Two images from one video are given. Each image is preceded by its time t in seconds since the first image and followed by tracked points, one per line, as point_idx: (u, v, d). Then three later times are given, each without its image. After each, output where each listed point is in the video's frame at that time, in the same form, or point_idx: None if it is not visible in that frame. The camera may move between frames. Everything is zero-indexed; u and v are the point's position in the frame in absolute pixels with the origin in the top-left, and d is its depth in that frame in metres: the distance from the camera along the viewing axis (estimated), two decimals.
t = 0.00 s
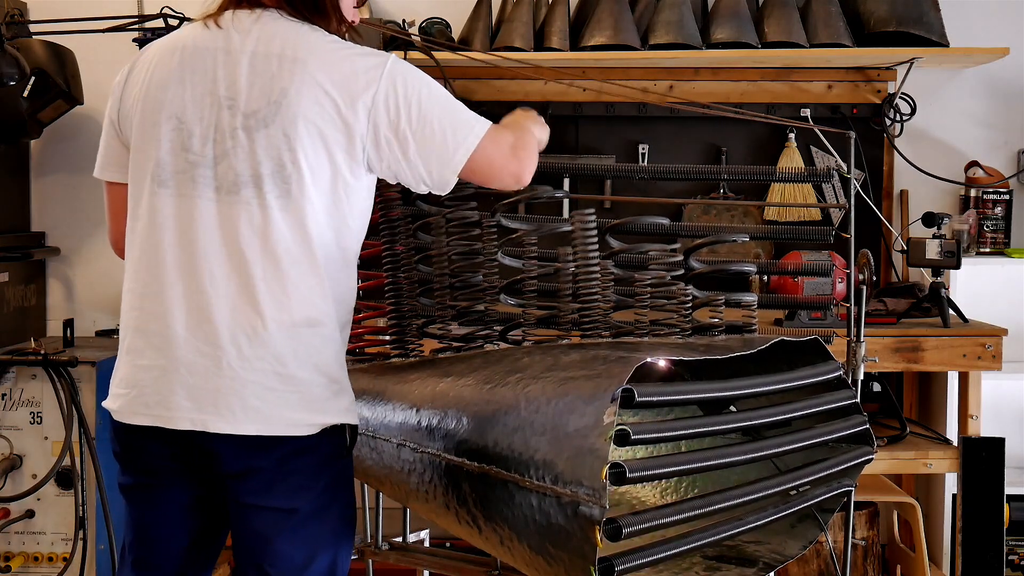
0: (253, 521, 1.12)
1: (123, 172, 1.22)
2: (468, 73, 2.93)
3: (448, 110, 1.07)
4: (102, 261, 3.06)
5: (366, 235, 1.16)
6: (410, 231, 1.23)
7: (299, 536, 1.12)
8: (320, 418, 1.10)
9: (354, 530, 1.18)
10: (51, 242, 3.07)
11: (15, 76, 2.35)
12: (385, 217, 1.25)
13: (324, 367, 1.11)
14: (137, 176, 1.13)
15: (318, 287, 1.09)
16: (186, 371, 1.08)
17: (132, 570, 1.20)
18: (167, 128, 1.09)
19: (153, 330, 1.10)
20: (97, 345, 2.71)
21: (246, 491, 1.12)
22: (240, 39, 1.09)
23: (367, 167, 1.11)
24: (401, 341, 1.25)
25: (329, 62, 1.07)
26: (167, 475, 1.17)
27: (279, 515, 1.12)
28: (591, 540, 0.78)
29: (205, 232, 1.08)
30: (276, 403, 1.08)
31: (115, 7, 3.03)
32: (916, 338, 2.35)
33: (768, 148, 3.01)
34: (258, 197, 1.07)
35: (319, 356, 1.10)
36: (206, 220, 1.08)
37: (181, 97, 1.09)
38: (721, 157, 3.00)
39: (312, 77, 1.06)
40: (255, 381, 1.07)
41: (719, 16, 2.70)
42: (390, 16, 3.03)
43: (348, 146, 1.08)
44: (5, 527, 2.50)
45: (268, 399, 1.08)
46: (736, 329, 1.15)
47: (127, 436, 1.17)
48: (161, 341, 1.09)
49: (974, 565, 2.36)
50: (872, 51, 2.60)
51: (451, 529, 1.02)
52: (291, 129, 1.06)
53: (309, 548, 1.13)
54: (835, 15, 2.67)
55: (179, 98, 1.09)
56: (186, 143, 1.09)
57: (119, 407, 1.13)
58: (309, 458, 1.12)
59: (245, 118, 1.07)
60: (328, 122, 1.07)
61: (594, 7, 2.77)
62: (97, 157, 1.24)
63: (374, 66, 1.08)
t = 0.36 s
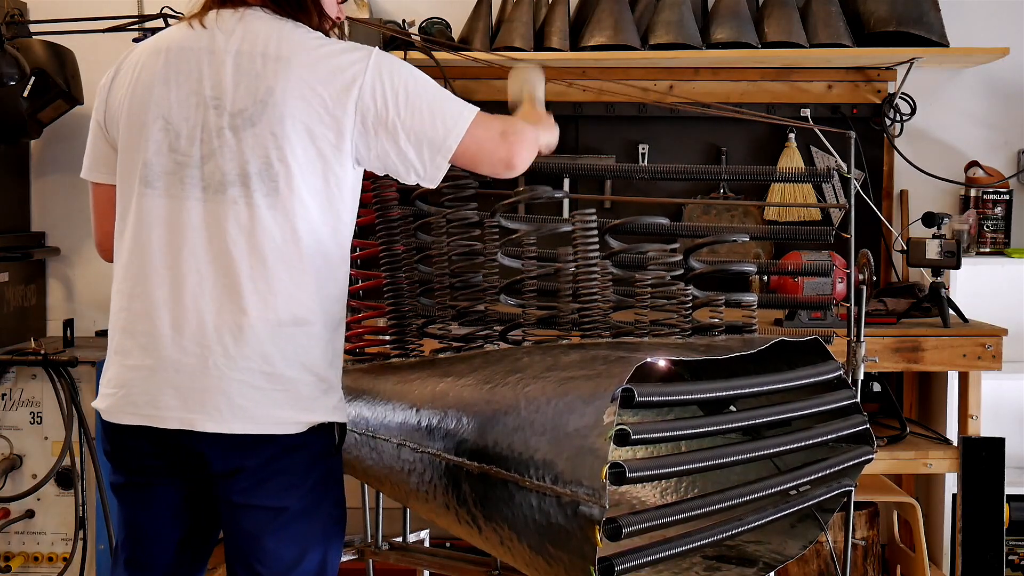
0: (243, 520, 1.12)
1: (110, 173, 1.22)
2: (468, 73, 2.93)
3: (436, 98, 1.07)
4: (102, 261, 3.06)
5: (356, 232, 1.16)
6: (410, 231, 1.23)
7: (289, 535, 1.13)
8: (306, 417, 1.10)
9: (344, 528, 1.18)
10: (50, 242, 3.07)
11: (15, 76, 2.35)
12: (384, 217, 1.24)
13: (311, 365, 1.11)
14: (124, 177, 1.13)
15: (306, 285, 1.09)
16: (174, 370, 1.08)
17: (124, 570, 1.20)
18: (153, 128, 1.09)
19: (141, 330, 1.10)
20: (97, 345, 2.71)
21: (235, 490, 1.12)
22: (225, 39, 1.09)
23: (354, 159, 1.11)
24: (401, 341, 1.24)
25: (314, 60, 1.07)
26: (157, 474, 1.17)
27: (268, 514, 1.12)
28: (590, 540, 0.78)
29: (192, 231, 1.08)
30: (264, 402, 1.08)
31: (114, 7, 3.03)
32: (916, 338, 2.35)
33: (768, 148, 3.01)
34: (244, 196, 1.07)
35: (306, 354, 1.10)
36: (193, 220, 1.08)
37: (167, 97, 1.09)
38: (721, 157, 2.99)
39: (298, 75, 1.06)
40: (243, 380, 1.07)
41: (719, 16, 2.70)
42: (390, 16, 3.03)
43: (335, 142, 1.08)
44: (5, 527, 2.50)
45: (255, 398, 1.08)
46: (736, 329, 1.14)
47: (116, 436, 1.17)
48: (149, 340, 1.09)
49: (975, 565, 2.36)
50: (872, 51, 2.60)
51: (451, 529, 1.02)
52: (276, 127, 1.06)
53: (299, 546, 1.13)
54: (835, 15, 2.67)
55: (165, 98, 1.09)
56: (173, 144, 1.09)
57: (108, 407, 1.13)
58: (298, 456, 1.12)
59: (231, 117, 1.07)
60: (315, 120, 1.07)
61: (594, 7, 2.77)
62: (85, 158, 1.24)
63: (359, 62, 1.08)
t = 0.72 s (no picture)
0: (249, 520, 1.12)
1: (119, 171, 1.22)
2: (468, 73, 2.93)
3: (442, 106, 1.06)
4: (102, 261, 3.06)
5: (364, 233, 1.16)
6: (410, 231, 1.23)
7: (295, 535, 1.13)
8: (314, 417, 1.10)
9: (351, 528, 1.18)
10: (50, 242, 3.07)
11: (15, 76, 2.35)
12: (386, 217, 1.24)
13: (319, 366, 1.11)
14: (134, 175, 1.13)
15: (314, 286, 1.09)
16: (182, 370, 1.08)
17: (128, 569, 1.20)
18: (164, 127, 1.09)
19: (149, 329, 1.10)
20: (97, 345, 2.71)
21: (241, 490, 1.12)
22: (237, 39, 1.09)
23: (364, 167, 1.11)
24: (401, 341, 1.24)
25: (325, 61, 1.07)
26: (162, 473, 1.17)
27: (275, 514, 1.12)
28: (591, 540, 0.78)
29: (202, 230, 1.08)
30: (272, 402, 1.08)
31: (114, 7, 3.03)
32: (916, 338, 2.35)
33: (768, 148, 3.01)
34: (254, 196, 1.07)
35: (315, 354, 1.10)
36: (202, 219, 1.08)
37: (178, 96, 1.09)
38: (721, 157, 2.99)
39: (309, 76, 1.06)
40: (251, 380, 1.07)
41: (719, 16, 2.70)
42: (390, 17, 3.03)
43: (344, 144, 1.08)
44: (5, 527, 2.50)
45: (263, 399, 1.08)
46: (736, 329, 1.15)
47: (122, 435, 1.17)
48: (158, 339, 1.09)
49: (974, 565, 2.36)
50: (872, 51, 2.60)
51: (452, 529, 1.02)
52: (287, 128, 1.06)
53: (304, 546, 1.13)
54: (835, 15, 2.67)
55: (176, 97, 1.09)
56: (183, 142, 1.09)
57: (116, 405, 1.13)
58: (305, 457, 1.12)
59: (243, 117, 1.07)
60: (325, 122, 1.07)
61: (594, 7, 2.77)
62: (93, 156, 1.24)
63: (371, 66, 1.08)
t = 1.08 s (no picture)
0: (255, 521, 1.12)
1: (128, 170, 1.22)
2: (468, 73, 2.93)
3: (454, 112, 1.07)
4: (102, 261, 3.06)
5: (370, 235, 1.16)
6: (410, 231, 1.23)
7: (302, 536, 1.13)
8: (320, 419, 1.10)
9: (356, 529, 1.18)
10: (51, 242, 3.07)
11: (15, 76, 2.35)
12: (386, 217, 1.25)
13: (326, 368, 1.10)
14: (143, 174, 1.13)
15: (320, 288, 1.09)
16: (189, 370, 1.08)
17: (134, 570, 1.20)
18: (174, 127, 1.09)
19: (156, 329, 1.10)
20: (97, 345, 2.71)
21: (248, 491, 1.12)
22: (248, 40, 1.09)
23: (373, 173, 1.11)
24: (401, 341, 1.23)
25: (335, 64, 1.07)
26: (168, 473, 1.17)
27: (281, 515, 1.12)
28: (591, 540, 0.78)
29: (209, 231, 1.08)
30: (278, 404, 1.08)
31: (115, 7, 3.03)
32: (916, 338, 2.35)
33: (769, 148, 3.01)
34: (261, 198, 1.07)
35: (322, 357, 1.10)
36: (210, 220, 1.08)
37: (188, 97, 1.09)
38: (721, 157, 2.99)
39: (318, 79, 1.06)
40: (257, 381, 1.07)
41: (719, 16, 2.70)
42: (390, 17, 3.03)
43: (352, 147, 1.08)
44: (5, 527, 2.50)
45: (270, 400, 1.08)
46: (736, 329, 1.15)
47: (129, 434, 1.17)
48: (165, 339, 1.09)
49: (974, 565, 2.36)
50: (872, 51, 2.60)
51: (451, 530, 1.02)
52: (295, 130, 1.06)
53: (310, 547, 1.13)
54: (835, 15, 2.67)
55: (187, 97, 1.09)
56: (192, 143, 1.09)
57: (123, 404, 1.13)
58: (311, 458, 1.12)
59: (251, 119, 1.07)
60: (333, 126, 1.07)
61: (594, 7, 2.77)
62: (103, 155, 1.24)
63: (381, 69, 1.07)
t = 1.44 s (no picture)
0: (253, 520, 1.12)
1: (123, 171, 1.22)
2: (468, 73, 2.93)
3: (446, 108, 1.07)
4: (102, 261, 3.06)
5: (366, 234, 1.16)
6: (410, 231, 1.23)
7: (299, 535, 1.13)
8: (317, 418, 1.09)
9: (353, 528, 1.18)
10: (51, 242, 3.07)
11: (15, 76, 2.35)
12: (384, 217, 1.25)
13: (323, 367, 1.11)
14: (137, 176, 1.13)
15: (316, 287, 1.09)
16: (185, 370, 1.08)
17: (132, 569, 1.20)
18: (167, 128, 1.09)
19: (152, 329, 1.10)
20: (96, 345, 2.71)
21: (245, 490, 1.12)
22: (240, 40, 1.09)
23: (367, 169, 1.11)
24: (401, 341, 1.24)
25: (327, 63, 1.07)
26: (165, 473, 1.17)
27: (279, 514, 1.12)
28: (590, 540, 0.78)
29: (204, 231, 1.08)
30: (275, 403, 1.08)
31: (115, 7, 3.03)
32: (916, 338, 2.35)
33: (769, 148, 3.01)
34: (256, 197, 1.07)
35: (319, 356, 1.10)
36: (205, 220, 1.08)
37: (181, 98, 1.09)
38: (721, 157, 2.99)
39: (310, 78, 1.06)
40: (254, 381, 1.07)
41: (719, 16, 2.70)
42: (390, 17, 3.03)
43: (346, 146, 1.08)
44: (5, 527, 2.50)
45: (267, 400, 1.08)
46: (736, 330, 1.15)
47: (125, 434, 1.17)
48: (160, 340, 1.09)
49: (974, 565, 2.36)
50: (872, 51, 2.60)
51: (451, 530, 1.02)
52: (289, 130, 1.06)
53: (307, 546, 1.13)
54: (835, 15, 2.67)
55: (179, 98, 1.09)
56: (186, 144, 1.09)
57: (119, 405, 1.13)
58: (308, 457, 1.12)
59: (244, 119, 1.07)
60: (326, 125, 1.07)
61: (594, 7, 2.77)
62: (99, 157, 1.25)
63: (373, 68, 1.08)
